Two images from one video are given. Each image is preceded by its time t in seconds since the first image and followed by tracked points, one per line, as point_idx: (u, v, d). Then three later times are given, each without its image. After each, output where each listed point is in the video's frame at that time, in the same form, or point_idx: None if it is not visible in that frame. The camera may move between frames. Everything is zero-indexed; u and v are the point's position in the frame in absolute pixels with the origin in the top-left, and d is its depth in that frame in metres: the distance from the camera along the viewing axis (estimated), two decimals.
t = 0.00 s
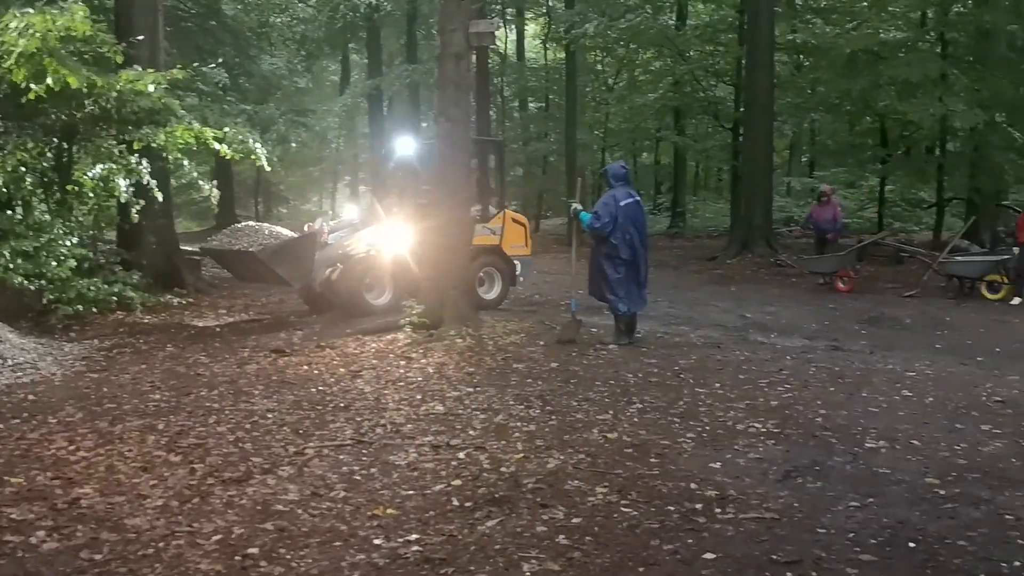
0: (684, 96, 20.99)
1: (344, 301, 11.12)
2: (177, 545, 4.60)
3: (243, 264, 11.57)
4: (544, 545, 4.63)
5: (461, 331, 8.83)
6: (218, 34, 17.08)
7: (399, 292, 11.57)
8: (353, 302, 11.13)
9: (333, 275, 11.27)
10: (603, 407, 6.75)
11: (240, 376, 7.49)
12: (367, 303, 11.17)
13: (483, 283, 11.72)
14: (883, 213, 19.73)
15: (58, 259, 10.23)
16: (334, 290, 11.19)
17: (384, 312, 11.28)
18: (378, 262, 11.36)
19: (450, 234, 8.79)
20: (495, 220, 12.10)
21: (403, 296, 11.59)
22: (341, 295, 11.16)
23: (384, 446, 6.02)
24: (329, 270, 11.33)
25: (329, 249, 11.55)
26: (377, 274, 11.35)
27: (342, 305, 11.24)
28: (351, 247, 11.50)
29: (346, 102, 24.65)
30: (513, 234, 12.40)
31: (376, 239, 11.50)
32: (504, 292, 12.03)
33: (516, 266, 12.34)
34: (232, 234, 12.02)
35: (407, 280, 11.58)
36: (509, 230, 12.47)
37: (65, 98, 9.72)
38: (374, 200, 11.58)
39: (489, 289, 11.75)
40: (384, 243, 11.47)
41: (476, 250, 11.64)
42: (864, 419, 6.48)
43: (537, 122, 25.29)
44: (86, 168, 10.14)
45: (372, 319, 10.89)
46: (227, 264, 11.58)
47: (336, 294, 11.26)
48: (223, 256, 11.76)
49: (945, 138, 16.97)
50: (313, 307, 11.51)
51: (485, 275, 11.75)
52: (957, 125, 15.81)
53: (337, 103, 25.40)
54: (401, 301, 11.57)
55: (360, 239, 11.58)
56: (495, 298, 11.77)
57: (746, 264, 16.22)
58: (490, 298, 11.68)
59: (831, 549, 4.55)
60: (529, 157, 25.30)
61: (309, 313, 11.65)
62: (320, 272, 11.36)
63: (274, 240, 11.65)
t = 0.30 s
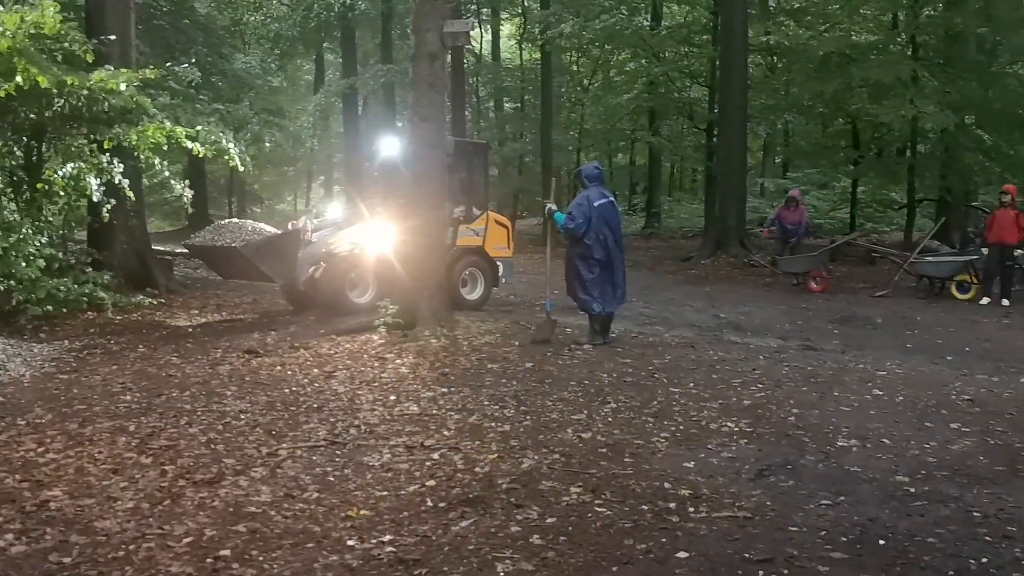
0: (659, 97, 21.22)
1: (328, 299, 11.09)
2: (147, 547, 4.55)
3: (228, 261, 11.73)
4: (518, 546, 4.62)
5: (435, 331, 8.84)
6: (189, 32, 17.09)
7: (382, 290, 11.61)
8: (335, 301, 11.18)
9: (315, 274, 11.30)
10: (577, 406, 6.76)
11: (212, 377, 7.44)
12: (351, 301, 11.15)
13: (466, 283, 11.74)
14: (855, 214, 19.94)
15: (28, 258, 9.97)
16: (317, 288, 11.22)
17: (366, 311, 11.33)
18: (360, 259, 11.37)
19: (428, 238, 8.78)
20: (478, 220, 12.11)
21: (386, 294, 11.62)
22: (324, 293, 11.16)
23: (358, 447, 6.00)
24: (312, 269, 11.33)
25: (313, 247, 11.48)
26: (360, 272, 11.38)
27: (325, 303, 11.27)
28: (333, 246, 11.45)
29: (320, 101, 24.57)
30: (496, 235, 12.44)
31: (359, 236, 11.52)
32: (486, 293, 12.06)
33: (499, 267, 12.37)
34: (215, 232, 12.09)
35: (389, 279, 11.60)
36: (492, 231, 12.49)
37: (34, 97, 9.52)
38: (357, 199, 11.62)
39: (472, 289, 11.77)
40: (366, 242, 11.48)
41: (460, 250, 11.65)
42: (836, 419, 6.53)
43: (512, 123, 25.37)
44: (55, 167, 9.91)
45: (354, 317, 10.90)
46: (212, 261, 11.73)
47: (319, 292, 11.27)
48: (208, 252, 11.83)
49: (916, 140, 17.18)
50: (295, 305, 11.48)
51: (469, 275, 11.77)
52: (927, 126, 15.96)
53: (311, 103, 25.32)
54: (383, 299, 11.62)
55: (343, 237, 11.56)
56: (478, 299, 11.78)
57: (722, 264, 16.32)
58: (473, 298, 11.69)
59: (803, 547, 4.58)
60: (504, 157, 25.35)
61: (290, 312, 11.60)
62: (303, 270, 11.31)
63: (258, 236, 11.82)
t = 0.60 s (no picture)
0: (641, 98, 20.88)
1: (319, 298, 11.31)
2: (126, 550, 4.53)
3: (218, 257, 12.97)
4: (499, 546, 4.62)
5: (417, 332, 8.83)
6: (168, 30, 17.01)
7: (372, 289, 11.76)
8: (326, 300, 11.35)
9: (307, 273, 11.47)
10: (559, 406, 6.78)
11: (192, 378, 7.41)
12: (341, 300, 11.41)
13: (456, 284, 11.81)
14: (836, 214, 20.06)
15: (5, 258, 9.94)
16: (308, 287, 11.42)
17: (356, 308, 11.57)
18: (351, 257, 11.59)
19: (418, 238, 8.85)
20: (470, 221, 12.18)
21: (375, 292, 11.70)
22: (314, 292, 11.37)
23: (339, 448, 5.98)
24: (303, 268, 11.47)
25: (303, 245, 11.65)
26: (349, 271, 11.63)
27: (315, 302, 11.44)
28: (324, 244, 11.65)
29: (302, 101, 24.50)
30: (487, 238, 12.48)
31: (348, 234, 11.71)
32: (476, 295, 12.07)
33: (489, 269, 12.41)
34: (207, 229, 13.24)
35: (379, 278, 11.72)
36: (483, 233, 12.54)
37: (12, 96, 9.47)
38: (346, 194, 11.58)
39: (462, 289, 11.81)
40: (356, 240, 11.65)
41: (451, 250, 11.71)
42: (816, 418, 6.57)
43: (495, 123, 25.41)
44: (34, 166, 9.91)
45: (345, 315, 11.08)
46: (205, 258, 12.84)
47: (310, 291, 11.47)
48: (199, 249, 13.02)
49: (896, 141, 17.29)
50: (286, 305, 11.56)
51: (459, 275, 11.84)
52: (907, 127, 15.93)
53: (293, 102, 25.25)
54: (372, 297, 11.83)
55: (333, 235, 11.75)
56: (467, 300, 11.80)
57: (705, 263, 16.41)
58: (462, 298, 11.76)
59: (783, 546, 4.61)
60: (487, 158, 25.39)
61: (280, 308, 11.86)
62: (294, 269, 11.44)
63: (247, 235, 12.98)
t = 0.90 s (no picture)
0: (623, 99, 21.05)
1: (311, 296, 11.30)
2: (104, 552, 4.49)
3: (210, 255, 13.58)
4: (481, 547, 4.61)
5: (398, 332, 8.82)
6: (147, 29, 16.90)
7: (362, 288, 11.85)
8: (317, 297, 11.35)
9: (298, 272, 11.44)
10: (540, 406, 6.78)
11: (171, 379, 7.36)
12: (332, 298, 11.42)
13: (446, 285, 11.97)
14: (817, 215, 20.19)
15: None
16: (299, 285, 11.40)
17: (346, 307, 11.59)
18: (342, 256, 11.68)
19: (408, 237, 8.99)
20: (461, 223, 12.35)
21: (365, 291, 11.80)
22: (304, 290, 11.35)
23: (320, 449, 5.95)
24: (294, 267, 11.46)
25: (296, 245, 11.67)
26: (340, 270, 11.68)
27: (306, 301, 11.45)
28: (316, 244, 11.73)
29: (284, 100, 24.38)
30: (477, 239, 12.66)
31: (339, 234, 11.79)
32: (466, 296, 12.25)
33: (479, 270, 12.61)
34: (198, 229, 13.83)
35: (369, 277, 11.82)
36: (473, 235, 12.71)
37: None
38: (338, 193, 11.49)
39: (452, 290, 12.00)
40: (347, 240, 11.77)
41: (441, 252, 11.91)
42: (796, 417, 6.60)
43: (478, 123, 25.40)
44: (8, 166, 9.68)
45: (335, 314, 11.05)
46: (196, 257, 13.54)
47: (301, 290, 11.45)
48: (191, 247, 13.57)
49: (875, 142, 17.36)
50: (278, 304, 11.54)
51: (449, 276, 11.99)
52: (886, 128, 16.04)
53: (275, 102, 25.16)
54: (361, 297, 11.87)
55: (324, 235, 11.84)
56: (457, 301, 11.99)
57: (688, 263, 16.47)
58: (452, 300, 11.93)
59: (763, 544, 4.62)
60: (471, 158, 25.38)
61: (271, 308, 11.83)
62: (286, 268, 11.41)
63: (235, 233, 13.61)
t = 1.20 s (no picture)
0: (604, 98, 21.47)
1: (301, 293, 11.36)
2: (80, 554, 4.45)
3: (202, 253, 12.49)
4: (460, 547, 4.60)
5: (378, 332, 8.82)
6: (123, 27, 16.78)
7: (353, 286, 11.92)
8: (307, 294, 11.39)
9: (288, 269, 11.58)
10: (520, 406, 6.79)
11: (148, 379, 7.32)
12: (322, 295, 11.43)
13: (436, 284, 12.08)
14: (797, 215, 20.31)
15: None
16: (289, 283, 11.51)
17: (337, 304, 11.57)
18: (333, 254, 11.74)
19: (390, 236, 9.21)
20: (450, 224, 12.34)
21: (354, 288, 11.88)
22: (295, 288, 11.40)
23: (299, 449, 5.93)
24: (284, 264, 11.64)
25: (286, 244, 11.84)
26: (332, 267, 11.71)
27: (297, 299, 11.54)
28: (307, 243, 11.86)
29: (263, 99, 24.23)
30: (466, 239, 12.66)
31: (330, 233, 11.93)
32: (455, 296, 12.30)
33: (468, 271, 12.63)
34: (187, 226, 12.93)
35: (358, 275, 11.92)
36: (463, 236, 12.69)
37: None
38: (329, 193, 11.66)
39: (442, 291, 12.05)
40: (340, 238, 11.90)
41: (430, 253, 11.95)
42: (774, 416, 6.64)
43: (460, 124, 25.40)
44: None
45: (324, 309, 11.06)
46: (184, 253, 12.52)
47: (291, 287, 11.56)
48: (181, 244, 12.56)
49: (853, 143, 17.44)
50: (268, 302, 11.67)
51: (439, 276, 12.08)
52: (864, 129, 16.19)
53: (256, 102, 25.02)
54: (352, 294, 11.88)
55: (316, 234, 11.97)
56: (446, 300, 12.09)
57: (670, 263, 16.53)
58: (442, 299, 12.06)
59: (741, 543, 4.64)
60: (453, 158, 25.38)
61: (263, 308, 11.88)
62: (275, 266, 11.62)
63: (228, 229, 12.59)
